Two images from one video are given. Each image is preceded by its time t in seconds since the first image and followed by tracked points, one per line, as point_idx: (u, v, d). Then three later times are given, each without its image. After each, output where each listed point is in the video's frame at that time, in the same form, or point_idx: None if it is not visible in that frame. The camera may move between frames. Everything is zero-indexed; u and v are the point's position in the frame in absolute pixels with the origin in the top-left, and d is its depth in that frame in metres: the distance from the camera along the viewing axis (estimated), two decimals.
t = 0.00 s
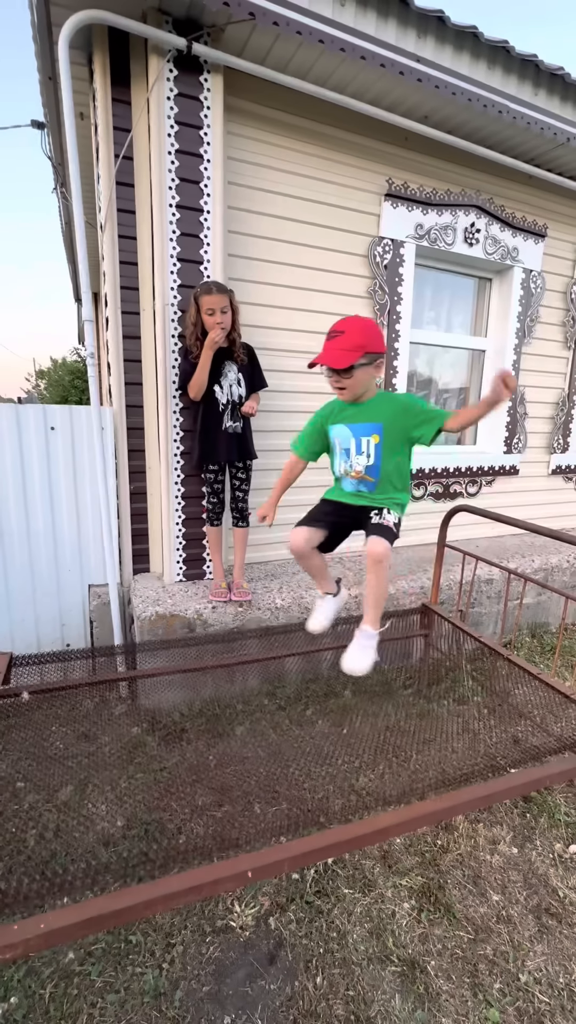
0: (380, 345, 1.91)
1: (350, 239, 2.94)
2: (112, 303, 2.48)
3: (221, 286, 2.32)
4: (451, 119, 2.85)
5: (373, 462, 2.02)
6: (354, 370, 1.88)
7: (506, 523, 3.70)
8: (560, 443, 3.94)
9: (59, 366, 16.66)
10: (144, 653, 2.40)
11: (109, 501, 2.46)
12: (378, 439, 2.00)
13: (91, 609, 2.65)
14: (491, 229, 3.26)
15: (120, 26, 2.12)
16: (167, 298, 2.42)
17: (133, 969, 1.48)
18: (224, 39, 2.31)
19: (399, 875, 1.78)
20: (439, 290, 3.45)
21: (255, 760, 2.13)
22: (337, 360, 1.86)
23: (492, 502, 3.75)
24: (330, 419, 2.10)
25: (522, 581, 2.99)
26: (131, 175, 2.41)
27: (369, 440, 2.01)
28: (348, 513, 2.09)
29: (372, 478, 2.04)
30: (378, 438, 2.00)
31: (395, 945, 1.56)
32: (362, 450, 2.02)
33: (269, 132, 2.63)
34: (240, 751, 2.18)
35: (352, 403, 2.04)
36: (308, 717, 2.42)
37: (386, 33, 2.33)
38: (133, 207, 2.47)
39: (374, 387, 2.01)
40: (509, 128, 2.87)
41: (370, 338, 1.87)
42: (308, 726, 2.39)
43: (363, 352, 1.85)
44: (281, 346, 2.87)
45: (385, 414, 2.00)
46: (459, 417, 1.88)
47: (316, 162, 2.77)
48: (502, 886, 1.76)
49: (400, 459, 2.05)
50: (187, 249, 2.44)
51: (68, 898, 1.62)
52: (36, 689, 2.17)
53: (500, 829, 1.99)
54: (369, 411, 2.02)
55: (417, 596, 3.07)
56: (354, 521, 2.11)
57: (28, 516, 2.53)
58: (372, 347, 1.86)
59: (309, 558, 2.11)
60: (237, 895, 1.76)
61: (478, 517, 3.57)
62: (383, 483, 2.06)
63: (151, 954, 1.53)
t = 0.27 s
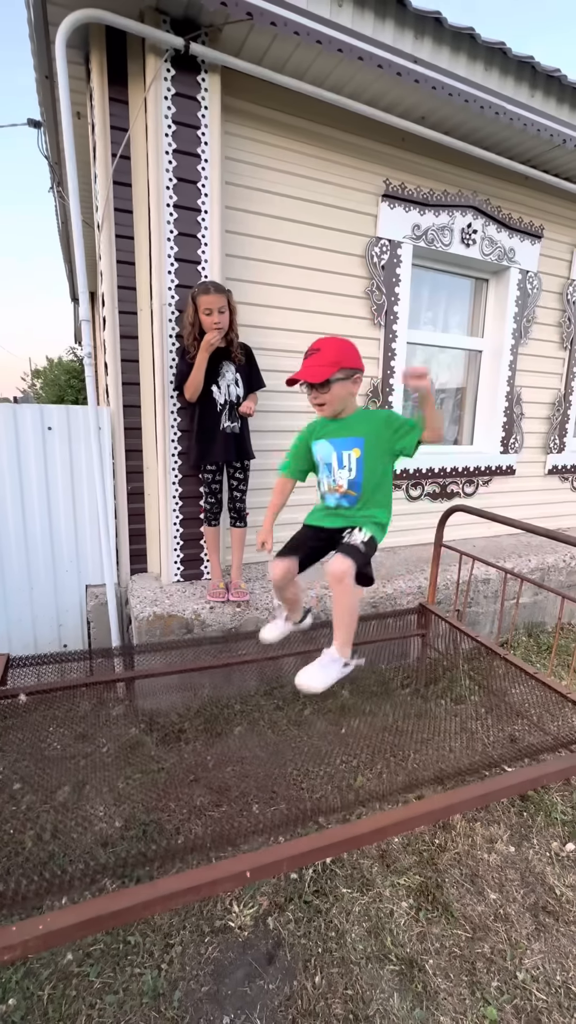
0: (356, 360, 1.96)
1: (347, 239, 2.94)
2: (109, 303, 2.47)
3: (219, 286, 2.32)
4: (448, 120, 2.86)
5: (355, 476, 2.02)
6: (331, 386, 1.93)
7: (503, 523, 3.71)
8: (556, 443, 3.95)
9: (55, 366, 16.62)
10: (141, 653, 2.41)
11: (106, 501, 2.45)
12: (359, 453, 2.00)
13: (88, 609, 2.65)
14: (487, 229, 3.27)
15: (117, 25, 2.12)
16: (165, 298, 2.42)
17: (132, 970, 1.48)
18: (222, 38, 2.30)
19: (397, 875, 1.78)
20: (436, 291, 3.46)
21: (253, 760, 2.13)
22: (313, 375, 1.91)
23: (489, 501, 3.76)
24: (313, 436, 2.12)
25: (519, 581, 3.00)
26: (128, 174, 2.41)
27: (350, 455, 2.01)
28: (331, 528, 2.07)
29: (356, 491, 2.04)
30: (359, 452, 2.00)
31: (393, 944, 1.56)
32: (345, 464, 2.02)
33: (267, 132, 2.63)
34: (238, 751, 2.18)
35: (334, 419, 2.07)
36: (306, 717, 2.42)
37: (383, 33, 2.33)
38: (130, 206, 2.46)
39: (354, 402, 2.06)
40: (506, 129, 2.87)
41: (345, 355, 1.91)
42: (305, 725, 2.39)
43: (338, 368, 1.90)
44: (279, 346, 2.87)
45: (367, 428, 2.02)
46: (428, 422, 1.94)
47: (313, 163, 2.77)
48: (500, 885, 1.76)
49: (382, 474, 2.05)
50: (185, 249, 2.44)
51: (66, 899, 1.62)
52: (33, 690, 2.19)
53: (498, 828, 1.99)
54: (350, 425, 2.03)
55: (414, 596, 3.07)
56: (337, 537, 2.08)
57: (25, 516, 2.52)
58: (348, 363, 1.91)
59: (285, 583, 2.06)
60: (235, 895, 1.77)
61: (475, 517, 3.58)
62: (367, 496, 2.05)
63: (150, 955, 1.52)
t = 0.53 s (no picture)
0: (342, 398, 1.88)
1: (346, 238, 2.94)
2: (107, 302, 2.46)
3: (217, 284, 2.32)
4: (446, 120, 2.85)
5: (327, 507, 1.89)
6: (311, 421, 1.84)
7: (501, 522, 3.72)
8: (553, 443, 3.96)
9: (52, 365, 16.56)
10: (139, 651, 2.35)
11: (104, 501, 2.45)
12: (332, 484, 1.89)
13: (86, 610, 2.64)
14: (485, 229, 3.27)
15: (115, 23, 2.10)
16: (163, 297, 2.41)
17: (132, 971, 1.48)
18: (220, 36, 2.30)
19: (396, 874, 1.78)
20: (434, 290, 3.46)
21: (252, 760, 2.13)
22: (295, 409, 1.84)
23: (487, 501, 3.77)
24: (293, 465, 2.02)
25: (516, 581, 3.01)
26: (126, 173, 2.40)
27: (323, 485, 1.90)
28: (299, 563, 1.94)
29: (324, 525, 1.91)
30: (333, 482, 1.89)
31: (393, 943, 1.57)
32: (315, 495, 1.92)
33: (265, 131, 2.62)
34: (237, 751, 2.18)
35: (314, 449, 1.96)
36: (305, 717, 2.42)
37: (382, 33, 2.32)
38: (128, 205, 2.45)
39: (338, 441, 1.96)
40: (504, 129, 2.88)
41: (331, 391, 1.83)
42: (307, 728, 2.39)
43: (321, 403, 1.82)
44: (277, 346, 2.87)
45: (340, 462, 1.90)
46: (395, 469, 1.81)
47: (312, 162, 2.77)
48: (499, 884, 1.77)
49: (356, 510, 1.92)
50: (183, 247, 2.43)
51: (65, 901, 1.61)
52: (32, 690, 2.15)
53: (496, 827, 2.00)
54: (328, 456, 1.92)
55: (413, 596, 3.07)
56: (304, 574, 1.94)
57: (22, 516, 2.51)
58: (332, 399, 1.83)
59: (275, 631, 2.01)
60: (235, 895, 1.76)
61: (473, 517, 3.58)
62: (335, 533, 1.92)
63: (149, 956, 1.52)
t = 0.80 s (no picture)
0: (336, 436, 1.84)
1: (346, 235, 2.93)
2: (107, 299, 2.45)
3: (218, 280, 2.31)
4: (447, 117, 2.84)
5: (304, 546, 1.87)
6: (299, 454, 1.81)
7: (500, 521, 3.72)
8: (552, 442, 3.96)
9: (49, 363, 16.50)
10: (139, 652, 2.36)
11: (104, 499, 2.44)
12: (312, 525, 1.88)
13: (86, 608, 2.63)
14: (486, 227, 3.26)
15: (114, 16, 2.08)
16: (163, 294, 2.40)
17: (133, 970, 1.47)
18: (220, 31, 2.28)
19: (397, 872, 1.78)
20: (434, 288, 3.45)
21: (252, 759, 2.13)
22: (286, 440, 1.82)
23: (486, 499, 3.77)
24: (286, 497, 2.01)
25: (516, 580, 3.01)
26: (126, 169, 2.38)
27: (306, 522, 1.90)
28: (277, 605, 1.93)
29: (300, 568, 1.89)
30: (314, 522, 1.87)
31: (394, 941, 1.56)
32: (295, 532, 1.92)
33: (266, 127, 2.61)
34: (238, 750, 2.18)
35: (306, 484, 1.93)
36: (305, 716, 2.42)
37: (384, 28, 2.31)
38: (128, 201, 2.44)
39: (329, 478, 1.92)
40: (505, 126, 2.87)
41: (322, 427, 1.79)
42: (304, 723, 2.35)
43: (311, 438, 1.78)
44: (277, 343, 2.86)
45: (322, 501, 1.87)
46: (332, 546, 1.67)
47: (312, 158, 2.76)
48: (500, 882, 1.77)
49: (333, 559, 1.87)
50: (183, 244, 2.42)
51: (66, 901, 1.60)
52: (31, 690, 2.12)
53: (497, 824, 2.00)
54: (317, 493, 1.89)
55: (412, 594, 3.07)
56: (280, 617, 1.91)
57: (21, 514, 2.50)
58: (323, 436, 1.79)
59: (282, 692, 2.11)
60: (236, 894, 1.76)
61: (473, 515, 3.58)
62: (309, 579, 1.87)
63: (150, 955, 1.51)
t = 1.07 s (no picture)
0: (333, 441, 1.80)
1: (346, 233, 2.92)
2: (107, 297, 2.44)
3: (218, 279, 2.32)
4: (448, 115, 2.84)
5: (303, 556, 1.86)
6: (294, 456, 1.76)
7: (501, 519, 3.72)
8: (552, 441, 3.97)
9: (47, 362, 16.44)
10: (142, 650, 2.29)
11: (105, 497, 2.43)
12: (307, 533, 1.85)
13: (86, 607, 2.63)
14: (486, 226, 3.26)
15: (115, 12, 2.07)
16: (163, 292, 2.39)
17: (135, 970, 1.47)
18: (221, 28, 2.27)
19: (399, 870, 1.78)
20: (434, 287, 3.45)
21: (253, 758, 2.12)
22: (281, 443, 1.77)
23: (486, 498, 3.77)
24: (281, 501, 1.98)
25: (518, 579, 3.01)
26: (126, 166, 2.37)
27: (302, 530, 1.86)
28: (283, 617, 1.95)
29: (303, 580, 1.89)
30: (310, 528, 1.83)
31: (396, 939, 1.56)
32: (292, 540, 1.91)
33: (266, 124, 2.60)
34: (238, 749, 2.17)
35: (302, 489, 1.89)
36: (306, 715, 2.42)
37: (385, 25, 2.30)
38: (128, 198, 2.43)
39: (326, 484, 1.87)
40: (506, 125, 2.86)
41: (318, 427, 1.75)
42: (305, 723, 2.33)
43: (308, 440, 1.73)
44: (278, 342, 2.85)
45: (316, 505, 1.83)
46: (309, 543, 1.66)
47: (313, 156, 2.75)
48: (502, 880, 1.77)
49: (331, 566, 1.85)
50: (183, 242, 2.41)
51: (68, 900, 1.59)
52: (32, 689, 2.05)
53: (498, 823, 2.00)
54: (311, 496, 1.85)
55: (413, 593, 3.07)
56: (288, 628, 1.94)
57: (21, 513, 2.49)
58: (320, 438, 1.75)
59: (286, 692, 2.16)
60: (237, 893, 1.76)
61: (473, 513, 3.58)
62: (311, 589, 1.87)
63: (153, 954, 1.51)
